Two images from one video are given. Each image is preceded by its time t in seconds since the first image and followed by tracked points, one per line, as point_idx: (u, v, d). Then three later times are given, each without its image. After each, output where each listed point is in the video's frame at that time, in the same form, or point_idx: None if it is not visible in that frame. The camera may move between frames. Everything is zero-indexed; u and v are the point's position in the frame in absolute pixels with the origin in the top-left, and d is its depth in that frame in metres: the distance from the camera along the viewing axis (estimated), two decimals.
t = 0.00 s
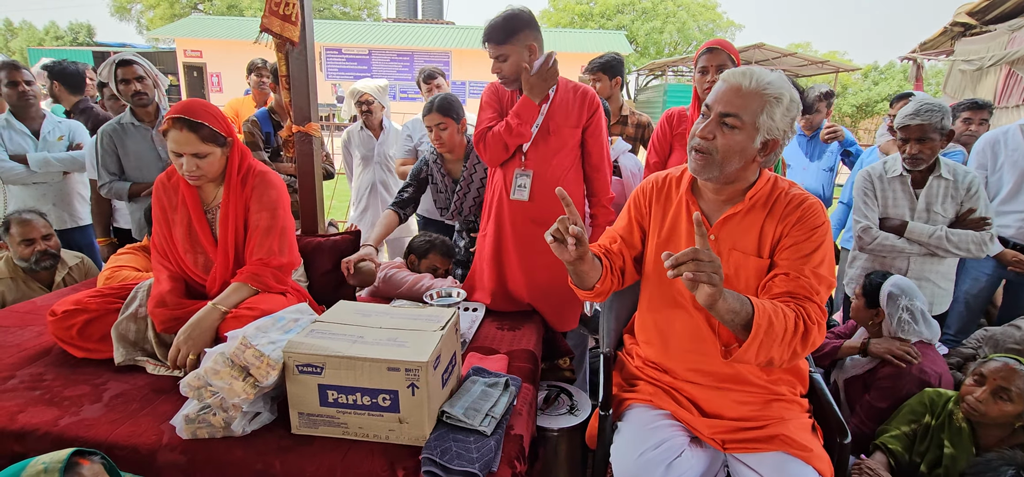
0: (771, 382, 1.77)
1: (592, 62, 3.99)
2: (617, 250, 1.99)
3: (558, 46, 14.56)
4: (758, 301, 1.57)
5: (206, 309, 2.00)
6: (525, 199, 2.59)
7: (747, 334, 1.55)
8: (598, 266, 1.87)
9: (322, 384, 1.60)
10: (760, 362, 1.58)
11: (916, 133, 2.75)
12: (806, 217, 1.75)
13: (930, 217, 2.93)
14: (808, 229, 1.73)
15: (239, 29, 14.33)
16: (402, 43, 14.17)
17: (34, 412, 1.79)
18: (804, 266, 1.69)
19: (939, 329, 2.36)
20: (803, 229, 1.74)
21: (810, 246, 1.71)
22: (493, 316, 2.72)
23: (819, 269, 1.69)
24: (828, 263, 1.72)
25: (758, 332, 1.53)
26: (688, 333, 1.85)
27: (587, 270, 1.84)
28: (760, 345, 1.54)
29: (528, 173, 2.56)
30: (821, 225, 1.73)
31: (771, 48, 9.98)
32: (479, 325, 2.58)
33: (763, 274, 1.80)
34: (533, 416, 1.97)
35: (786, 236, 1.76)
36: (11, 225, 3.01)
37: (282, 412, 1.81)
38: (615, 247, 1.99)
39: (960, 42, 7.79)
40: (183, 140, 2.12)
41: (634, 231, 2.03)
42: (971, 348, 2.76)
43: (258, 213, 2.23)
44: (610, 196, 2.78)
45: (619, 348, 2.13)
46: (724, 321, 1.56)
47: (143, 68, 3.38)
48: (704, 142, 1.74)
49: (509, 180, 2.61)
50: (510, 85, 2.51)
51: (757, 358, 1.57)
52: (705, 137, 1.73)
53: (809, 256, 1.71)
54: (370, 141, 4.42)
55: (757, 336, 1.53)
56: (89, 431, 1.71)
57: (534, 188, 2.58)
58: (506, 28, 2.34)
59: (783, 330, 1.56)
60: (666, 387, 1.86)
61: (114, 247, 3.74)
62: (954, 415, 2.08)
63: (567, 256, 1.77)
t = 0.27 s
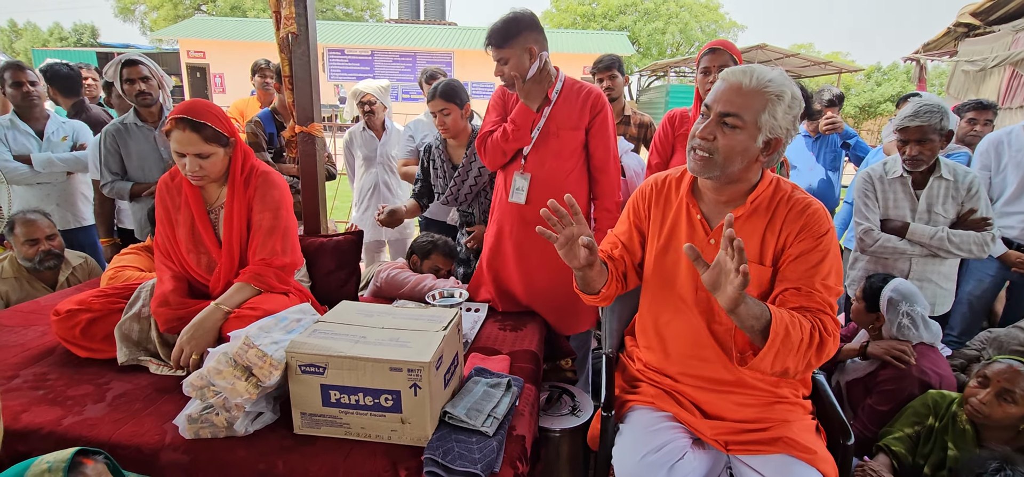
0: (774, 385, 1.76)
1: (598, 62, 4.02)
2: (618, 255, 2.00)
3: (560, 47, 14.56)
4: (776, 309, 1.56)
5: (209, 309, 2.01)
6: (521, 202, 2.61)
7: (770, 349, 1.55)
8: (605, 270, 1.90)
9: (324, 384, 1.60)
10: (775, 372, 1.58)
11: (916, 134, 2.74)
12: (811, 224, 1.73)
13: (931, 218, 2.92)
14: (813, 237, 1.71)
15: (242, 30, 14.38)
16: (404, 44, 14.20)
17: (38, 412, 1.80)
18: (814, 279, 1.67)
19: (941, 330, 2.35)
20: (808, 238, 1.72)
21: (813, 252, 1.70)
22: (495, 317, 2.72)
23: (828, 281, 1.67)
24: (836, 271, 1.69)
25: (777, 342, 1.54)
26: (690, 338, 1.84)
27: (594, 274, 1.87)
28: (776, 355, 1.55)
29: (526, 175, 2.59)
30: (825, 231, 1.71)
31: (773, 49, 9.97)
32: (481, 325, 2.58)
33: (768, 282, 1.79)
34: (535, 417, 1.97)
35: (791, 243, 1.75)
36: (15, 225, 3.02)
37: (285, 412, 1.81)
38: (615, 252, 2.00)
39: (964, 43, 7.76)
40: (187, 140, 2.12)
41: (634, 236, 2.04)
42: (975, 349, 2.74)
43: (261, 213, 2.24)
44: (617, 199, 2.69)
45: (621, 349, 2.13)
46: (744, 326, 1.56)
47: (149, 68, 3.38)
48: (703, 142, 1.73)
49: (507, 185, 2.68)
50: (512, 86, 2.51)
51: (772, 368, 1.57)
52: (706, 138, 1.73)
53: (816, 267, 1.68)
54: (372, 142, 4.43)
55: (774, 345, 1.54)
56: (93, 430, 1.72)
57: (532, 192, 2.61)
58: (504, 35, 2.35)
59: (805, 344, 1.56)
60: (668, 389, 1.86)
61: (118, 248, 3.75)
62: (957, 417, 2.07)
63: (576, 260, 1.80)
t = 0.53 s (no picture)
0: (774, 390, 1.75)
1: (601, 62, 4.05)
2: (620, 272, 2.05)
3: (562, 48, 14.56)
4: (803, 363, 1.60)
5: (210, 310, 2.01)
6: (519, 206, 2.62)
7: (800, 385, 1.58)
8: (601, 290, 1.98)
9: (325, 385, 1.60)
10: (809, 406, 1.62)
11: (914, 136, 2.73)
12: (814, 234, 1.72)
13: (930, 220, 2.92)
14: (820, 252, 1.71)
15: (244, 31, 14.40)
16: (406, 45, 14.23)
17: (38, 412, 1.80)
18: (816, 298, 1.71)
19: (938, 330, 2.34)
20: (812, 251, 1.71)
21: (817, 267, 1.71)
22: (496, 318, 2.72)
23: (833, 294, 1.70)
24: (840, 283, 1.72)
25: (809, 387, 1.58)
26: (690, 345, 1.84)
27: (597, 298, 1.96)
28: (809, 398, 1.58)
29: (524, 179, 2.61)
30: (823, 240, 1.71)
31: (775, 50, 9.96)
32: (482, 326, 2.59)
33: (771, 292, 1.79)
34: (535, 418, 1.97)
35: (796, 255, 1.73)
36: (16, 226, 3.02)
37: (285, 413, 1.82)
38: (617, 267, 2.05)
39: (966, 44, 7.76)
40: (187, 142, 2.13)
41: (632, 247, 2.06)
42: (977, 351, 2.73)
43: (262, 214, 2.24)
44: (617, 204, 2.61)
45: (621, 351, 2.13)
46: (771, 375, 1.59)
47: (152, 70, 3.39)
48: (697, 147, 1.75)
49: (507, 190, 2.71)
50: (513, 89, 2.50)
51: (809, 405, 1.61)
52: (699, 144, 1.74)
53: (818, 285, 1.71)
54: (373, 143, 4.44)
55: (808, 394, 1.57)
56: (93, 431, 1.72)
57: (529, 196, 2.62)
58: (506, 37, 2.38)
59: (828, 372, 1.61)
60: (669, 392, 1.86)
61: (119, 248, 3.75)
62: (959, 419, 2.06)
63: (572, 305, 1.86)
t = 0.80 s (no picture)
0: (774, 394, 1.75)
1: (603, 62, 4.09)
2: (621, 269, 2.05)
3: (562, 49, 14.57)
4: (801, 362, 1.60)
5: (210, 311, 2.01)
6: (518, 208, 2.65)
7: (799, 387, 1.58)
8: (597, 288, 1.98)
9: (325, 386, 1.61)
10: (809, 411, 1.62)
11: (912, 138, 2.73)
12: (819, 237, 1.72)
13: (929, 221, 2.92)
14: (823, 253, 1.71)
15: (245, 32, 14.42)
16: (407, 46, 14.24)
17: (39, 413, 1.80)
18: (817, 298, 1.72)
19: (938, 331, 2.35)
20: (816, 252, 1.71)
21: (818, 268, 1.72)
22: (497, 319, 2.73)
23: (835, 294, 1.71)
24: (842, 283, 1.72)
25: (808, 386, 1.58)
26: (691, 346, 1.84)
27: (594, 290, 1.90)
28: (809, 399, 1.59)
29: (524, 182, 2.63)
30: (825, 241, 1.71)
31: (775, 51, 9.97)
32: (482, 327, 2.59)
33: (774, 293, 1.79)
34: (535, 419, 1.97)
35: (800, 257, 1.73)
36: (18, 226, 3.03)
37: (285, 414, 1.82)
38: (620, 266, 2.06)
39: (966, 46, 7.77)
40: (188, 143, 2.13)
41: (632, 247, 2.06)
42: (977, 352, 2.73)
43: (262, 215, 2.24)
44: (616, 208, 2.57)
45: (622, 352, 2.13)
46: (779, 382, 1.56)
47: (154, 71, 3.40)
48: (700, 148, 1.75)
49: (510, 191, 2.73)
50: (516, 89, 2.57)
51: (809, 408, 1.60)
52: (701, 144, 1.74)
53: (820, 285, 1.72)
54: (373, 144, 4.45)
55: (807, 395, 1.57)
56: (93, 431, 1.72)
57: (528, 199, 2.64)
58: (508, 39, 2.44)
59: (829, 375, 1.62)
60: (669, 394, 1.86)
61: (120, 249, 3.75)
62: (959, 421, 2.07)
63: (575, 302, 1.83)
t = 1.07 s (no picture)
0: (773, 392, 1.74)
1: (603, 63, 4.10)
2: (620, 262, 2.03)
3: (562, 49, 14.58)
4: (795, 341, 1.56)
5: (210, 312, 2.01)
6: (519, 210, 2.67)
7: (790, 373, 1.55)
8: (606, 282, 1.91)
9: (324, 387, 1.61)
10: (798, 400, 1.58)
11: (911, 138, 2.74)
12: (819, 231, 1.72)
13: (929, 222, 2.92)
14: (823, 245, 1.70)
15: (245, 33, 14.42)
16: (406, 47, 14.25)
17: (38, 413, 1.80)
18: (830, 291, 1.66)
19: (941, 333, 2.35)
20: (817, 246, 1.71)
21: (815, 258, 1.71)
22: (496, 320, 2.73)
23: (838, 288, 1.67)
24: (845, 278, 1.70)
25: (799, 370, 1.53)
26: (692, 343, 1.83)
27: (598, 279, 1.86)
28: (800, 385, 1.54)
29: (524, 184, 2.66)
30: (822, 234, 1.71)
31: (774, 52, 9.99)
32: (481, 328, 2.59)
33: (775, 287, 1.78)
34: (535, 420, 1.97)
35: (798, 249, 1.73)
36: (17, 227, 3.03)
37: (285, 415, 1.82)
38: (619, 261, 2.03)
39: (965, 47, 7.78)
40: (188, 144, 2.13)
41: (636, 240, 2.05)
42: (976, 353, 2.73)
43: (262, 215, 2.24)
44: (615, 210, 2.56)
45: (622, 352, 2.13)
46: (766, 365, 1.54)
47: (154, 72, 3.41)
48: (709, 147, 1.73)
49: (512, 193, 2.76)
50: (515, 95, 2.66)
51: (796, 396, 1.56)
52: (709, 144, 1.73)
53: (829, 279, 1.67)
54: (373, 145, 4.46)
55: (798, 377, 1.53)
56: (93, 432, 1.72)
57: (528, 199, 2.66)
58: (507, 47, 2.47)
59: (822, 366, 1.56)
60: (670, 393, 1.86)
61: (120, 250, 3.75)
62: (958, 421, 2.07)
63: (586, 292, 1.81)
